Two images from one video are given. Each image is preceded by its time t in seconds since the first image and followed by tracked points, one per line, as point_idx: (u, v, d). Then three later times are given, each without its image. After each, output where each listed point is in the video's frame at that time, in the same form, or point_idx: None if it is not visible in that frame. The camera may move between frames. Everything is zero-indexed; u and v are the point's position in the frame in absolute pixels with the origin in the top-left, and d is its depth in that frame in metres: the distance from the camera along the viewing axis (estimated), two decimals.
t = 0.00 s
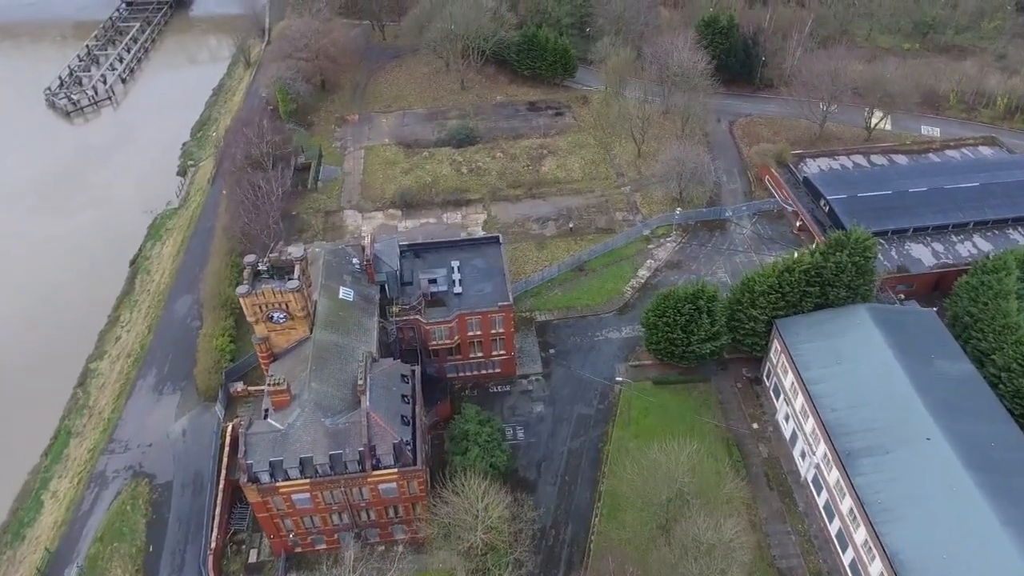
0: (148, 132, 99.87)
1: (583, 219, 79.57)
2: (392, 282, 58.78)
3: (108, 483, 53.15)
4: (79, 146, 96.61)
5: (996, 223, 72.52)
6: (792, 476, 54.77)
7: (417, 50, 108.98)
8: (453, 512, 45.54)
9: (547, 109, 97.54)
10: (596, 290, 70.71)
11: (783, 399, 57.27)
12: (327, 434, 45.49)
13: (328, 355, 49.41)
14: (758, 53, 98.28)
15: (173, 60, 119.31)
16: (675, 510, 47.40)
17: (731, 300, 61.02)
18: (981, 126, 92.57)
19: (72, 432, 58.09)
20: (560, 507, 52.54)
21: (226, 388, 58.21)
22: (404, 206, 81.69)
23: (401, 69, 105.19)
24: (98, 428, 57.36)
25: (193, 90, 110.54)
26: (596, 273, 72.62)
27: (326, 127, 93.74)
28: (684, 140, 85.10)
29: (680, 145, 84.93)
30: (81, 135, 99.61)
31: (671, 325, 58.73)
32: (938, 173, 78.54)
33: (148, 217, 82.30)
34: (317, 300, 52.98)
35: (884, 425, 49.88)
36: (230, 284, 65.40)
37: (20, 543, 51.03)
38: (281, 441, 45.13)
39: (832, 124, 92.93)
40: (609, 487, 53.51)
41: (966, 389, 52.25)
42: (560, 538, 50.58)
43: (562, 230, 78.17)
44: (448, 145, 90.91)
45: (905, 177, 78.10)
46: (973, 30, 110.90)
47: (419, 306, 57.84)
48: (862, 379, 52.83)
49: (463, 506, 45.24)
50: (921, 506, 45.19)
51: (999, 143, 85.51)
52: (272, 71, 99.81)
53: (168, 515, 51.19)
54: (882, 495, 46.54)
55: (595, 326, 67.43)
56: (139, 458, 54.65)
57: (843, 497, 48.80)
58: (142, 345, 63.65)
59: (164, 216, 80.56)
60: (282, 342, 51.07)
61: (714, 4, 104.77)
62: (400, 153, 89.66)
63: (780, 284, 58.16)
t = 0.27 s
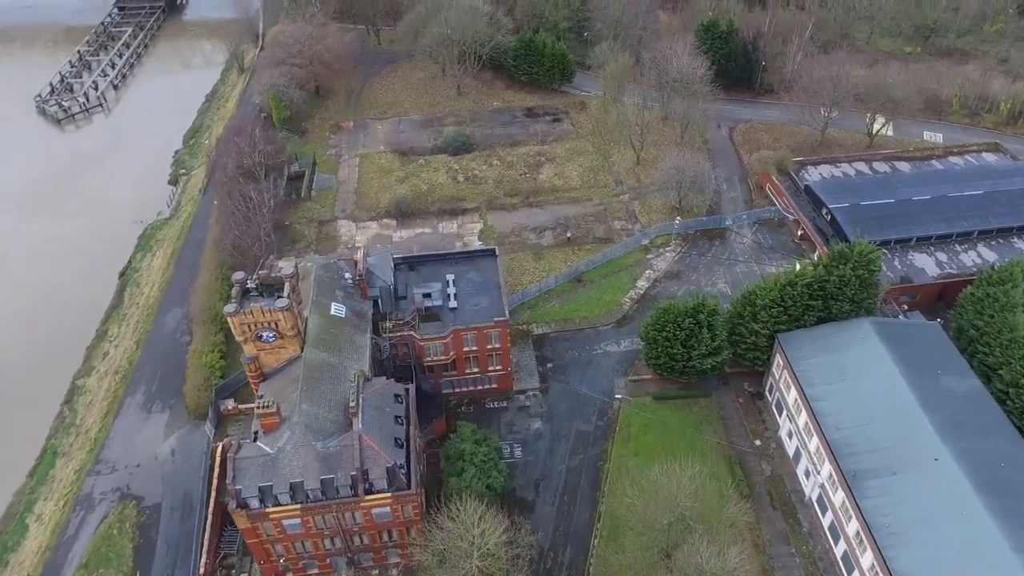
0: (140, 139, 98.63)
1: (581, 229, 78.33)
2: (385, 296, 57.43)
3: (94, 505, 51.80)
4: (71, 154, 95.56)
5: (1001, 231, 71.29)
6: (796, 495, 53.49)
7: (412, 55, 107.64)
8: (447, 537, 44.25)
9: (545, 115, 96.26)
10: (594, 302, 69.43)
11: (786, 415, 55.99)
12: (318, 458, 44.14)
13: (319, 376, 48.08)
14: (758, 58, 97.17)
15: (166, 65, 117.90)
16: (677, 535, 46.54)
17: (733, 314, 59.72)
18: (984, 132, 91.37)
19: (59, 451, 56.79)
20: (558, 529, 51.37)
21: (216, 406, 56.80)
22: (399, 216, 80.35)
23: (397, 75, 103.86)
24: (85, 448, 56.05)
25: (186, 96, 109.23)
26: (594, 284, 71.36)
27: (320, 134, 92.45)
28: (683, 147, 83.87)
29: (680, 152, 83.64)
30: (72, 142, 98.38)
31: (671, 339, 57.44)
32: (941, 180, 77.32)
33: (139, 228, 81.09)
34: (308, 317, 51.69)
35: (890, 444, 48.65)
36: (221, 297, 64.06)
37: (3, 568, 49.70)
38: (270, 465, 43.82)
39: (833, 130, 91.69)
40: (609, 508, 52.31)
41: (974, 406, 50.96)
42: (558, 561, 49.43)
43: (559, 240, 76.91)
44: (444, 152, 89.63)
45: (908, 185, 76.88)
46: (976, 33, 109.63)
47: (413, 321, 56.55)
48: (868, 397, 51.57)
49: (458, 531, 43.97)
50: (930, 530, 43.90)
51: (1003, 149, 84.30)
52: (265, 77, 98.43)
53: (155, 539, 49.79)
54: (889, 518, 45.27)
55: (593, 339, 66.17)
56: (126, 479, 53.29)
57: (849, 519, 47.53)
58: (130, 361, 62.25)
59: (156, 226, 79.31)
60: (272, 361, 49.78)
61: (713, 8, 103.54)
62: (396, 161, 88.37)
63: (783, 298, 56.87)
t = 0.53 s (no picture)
0: (134, 146, 97.58)
1: (580, 237, 77.20)
2: (381, 310, 56.22)
3: (83, 525, 50.61)
4: (64, 160, 94.61)
5: (1007, 240, 70.14)
6: (801, 513, 52.35)
7: (409, 59, 106.45)
8: (443, 561, 43.13)
9: (544, 121, 95.13)
10: (594, 312, 68.32)
11: (790, 431, 54.89)
12: (310, 479, 42.98)
13: (312, 394, 46.94)
14: (759, 63, 96.17)
15: (161, 69, 116.70)
16: (679, 558, 45.64)
17: (735, 326, 58.56)
18: (988, 138, 90.22)
19: (48, 468, 55.63)
20: (557, 549, 50.34)
21: (209, 422, 55.62)
22: (395, 224, 79.23)
23: (394, 79, 102.70)
24: (75, 465, 54.89)
25: (181, 101, 108.11)
26: (594, 294, 70.26)
27: (317, 141, 91.34)
28: (684, 155, 82.76)
29: (681, 159, 82.47)
30: (65, 149, 97.33)
31: (672, 353, 56.29)
32: (946, 188, 76.19)
33: (133, 237, 80.01)
34: (301, 332, 50.59)
35: (897, 463, 47.58)
36: (214, 309, 62.92)
37: None
38: (262, 487, 42.69)
39: (835, 135, 90.54)
40: (609, 527, 51.26)
41: (982, 424, 49.85)
42: None
43: (558, 249, 75.77)
44: (442, 159, 88.50)
45: (912, 192, 75.76)
46: (979, 37, 108.43)
47: (409, 335, 55.40)
48: (873, 414, 50.47)
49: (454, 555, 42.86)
50: (938, 553, 42.78)
51: (1008, 156, 83.16)
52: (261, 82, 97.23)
53: (145, 559, 48.61)
54: (896, 540, 44.17)
55: (593, 351, 65.07)
56: (116, 497, 52.12)
57: (855, 540, 46.44)
58: (121, 375, 61.05)
59: (149, 235, 78.18)
60: (265, 379, 48.56)
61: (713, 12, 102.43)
62: (393, 168, 87.22)
63: (787, 311, 55.72)
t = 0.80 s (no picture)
0: (127, 154, 96.39)
1: (579, 245, 76.07)
2: (376, 324, 55.10)
3: (69, 547, 49.33)
4: (55, 169, 93.44)
5: (1012, 249, 69.09)
6: (804, 531, 51.22)
7: (405, 63, 105.20)
8: None
9: (541, 126, 93.99)
10: (593, 323, 67.21)
11: (793, 446, 53.73)
12: (301, 502, 41.71)
13: (303, 413, 45.70)
14: (759, 67, 95.03)
15: (154, 74, 115.35)
16: None
17: (737, 339, 57.37)
18: (991, 143, 89.12)
19: (35, 487, 54.39)
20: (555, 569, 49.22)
21: (199, 438, 54.36)
22: (391, 232, 78.04)
23: (390, 84, 101.47)
24: (62, 484, 53.64)
25: (174, 107, 106.79)
26: (593, 304, 69.14)
27: (311, 147, 90.11)
28: (684, 163, 81.74)
29: (681, 167, 81.38)
30: (57, 157, 96.08)
31: (673, 367, 55.12)
32: (950, 195, 75.08)
33: (124, 247, 78.82)
34: (293, 348, 49.38)
35: (903, 480, 46.46)
36: (205, 322, 61.69)
37: None
38: (251, 510, 41.47)
39: (837, 141, 89.44)
40: (608, 546, 50.19)
41: (991, 442, 48.69)
42: None
43: (556, 258, 74.63)
44: (438, 166, 87.32)
45: (915, 199, 74.72)
46: (980, 40, 107.39)
47: (404, 350, 54.23)
48: (879, 430, 49.28)
49: None
50: None
51: (1012, 162, 82.11)
52: (254, 87, 95.90)
53: None
54: (903, 561, 43.04)
55: (592, 363, 63.95)
56: (103, 518, 50.86)
57: (860, 560, 45.32)
58: (110, 390, 59.75)
59: (141, 244, 76.92)
60: (255, 397, 47.39)
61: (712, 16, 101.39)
62: (388, 174, 86.01)
63: (790, 323, 54.54)
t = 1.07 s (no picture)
0: (119, 162, 94.95)
1: (578, 256, 74.77)
2: (369, 341, 53.60)
3: (54, 573, 47.94)
4: (46, 177, 92.03)
5: (1018, 259, 67.82)
6: (809, 553, 49.90)
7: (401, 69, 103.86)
8: None
9: (539, 133, 92.68)
10: (592, 336, 65.91)
11: (797, 465, 52.44)
12: (290, 531, 40.26)
13: (294, 436, 44.40)
14: (760, 72, 93.70)
15: (148, 80, 113.97)
16: None
17: (740, 355, 56.06)
18: (995, 149, 87.83)
19: (20, 509, 52.99)
20: None
21: (188, 459, 53.03)
22: (386, 242, 76.72)
23: (386, 90, 100.14)
24: (48, 506, 52.25)
25: (167, 113, 105.37)
26: (592, 316, 67.83)
27: (306, 155, 88.78)
28: (685, 172, 80.53)
29: (682, 176, 80.12)
30: (47, 165, 94.69)
31: (674, 384, 53.76)
32: (954, 203, 73.80)
33: (115, 258, 77.47)
34: (284, 367, 48.06)
35: (909, 502, 45.16)
36: (196, 338, 60.40)
37: None
38: (240, 539, 40.09)
39: (839, 147, 88.11)
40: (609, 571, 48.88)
41: (1000, 462, 47.38)
42: None
43: (555, 268, 73.32)
44: (434, 174, 85.99)
45: (919, 208, 73.42)
46: (983, 44, 106.11)
47: (399, 368, 52.86)
48: (886, 450, 47.97)
49: None
50: None
51: (1017, 169, 80.80)
52: (248, 94, 94.58)
53: None
54: None
55: (591, 377, 62.64)
56: (90, 542, 49.48)
57: None
58: (98, 408, 58.33)
59: (132, 256, 75.56)
60: (245, 419, 46.10)
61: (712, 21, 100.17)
62: (384, 183, 84.68)
63: (794, 339, 53.21)
